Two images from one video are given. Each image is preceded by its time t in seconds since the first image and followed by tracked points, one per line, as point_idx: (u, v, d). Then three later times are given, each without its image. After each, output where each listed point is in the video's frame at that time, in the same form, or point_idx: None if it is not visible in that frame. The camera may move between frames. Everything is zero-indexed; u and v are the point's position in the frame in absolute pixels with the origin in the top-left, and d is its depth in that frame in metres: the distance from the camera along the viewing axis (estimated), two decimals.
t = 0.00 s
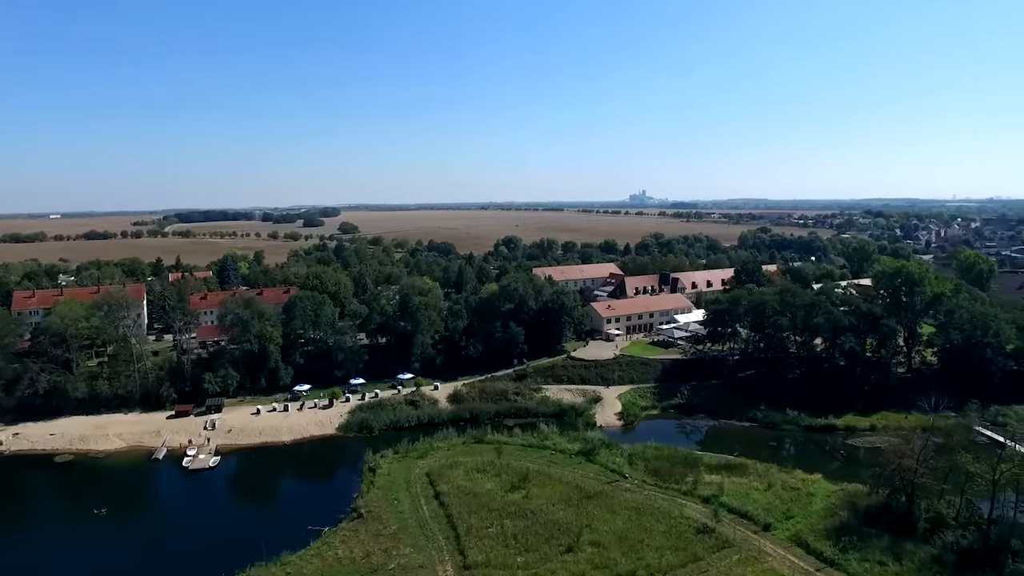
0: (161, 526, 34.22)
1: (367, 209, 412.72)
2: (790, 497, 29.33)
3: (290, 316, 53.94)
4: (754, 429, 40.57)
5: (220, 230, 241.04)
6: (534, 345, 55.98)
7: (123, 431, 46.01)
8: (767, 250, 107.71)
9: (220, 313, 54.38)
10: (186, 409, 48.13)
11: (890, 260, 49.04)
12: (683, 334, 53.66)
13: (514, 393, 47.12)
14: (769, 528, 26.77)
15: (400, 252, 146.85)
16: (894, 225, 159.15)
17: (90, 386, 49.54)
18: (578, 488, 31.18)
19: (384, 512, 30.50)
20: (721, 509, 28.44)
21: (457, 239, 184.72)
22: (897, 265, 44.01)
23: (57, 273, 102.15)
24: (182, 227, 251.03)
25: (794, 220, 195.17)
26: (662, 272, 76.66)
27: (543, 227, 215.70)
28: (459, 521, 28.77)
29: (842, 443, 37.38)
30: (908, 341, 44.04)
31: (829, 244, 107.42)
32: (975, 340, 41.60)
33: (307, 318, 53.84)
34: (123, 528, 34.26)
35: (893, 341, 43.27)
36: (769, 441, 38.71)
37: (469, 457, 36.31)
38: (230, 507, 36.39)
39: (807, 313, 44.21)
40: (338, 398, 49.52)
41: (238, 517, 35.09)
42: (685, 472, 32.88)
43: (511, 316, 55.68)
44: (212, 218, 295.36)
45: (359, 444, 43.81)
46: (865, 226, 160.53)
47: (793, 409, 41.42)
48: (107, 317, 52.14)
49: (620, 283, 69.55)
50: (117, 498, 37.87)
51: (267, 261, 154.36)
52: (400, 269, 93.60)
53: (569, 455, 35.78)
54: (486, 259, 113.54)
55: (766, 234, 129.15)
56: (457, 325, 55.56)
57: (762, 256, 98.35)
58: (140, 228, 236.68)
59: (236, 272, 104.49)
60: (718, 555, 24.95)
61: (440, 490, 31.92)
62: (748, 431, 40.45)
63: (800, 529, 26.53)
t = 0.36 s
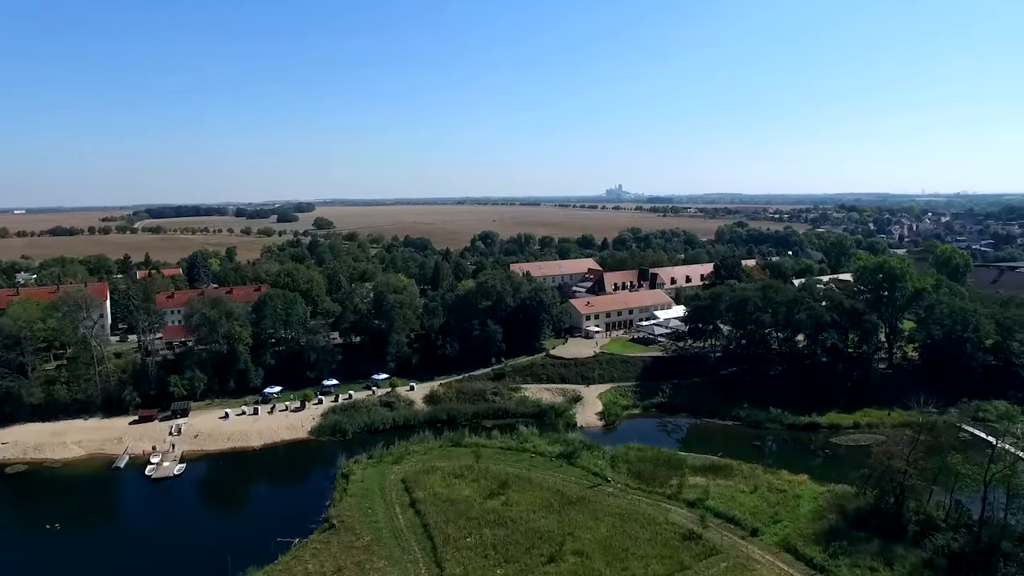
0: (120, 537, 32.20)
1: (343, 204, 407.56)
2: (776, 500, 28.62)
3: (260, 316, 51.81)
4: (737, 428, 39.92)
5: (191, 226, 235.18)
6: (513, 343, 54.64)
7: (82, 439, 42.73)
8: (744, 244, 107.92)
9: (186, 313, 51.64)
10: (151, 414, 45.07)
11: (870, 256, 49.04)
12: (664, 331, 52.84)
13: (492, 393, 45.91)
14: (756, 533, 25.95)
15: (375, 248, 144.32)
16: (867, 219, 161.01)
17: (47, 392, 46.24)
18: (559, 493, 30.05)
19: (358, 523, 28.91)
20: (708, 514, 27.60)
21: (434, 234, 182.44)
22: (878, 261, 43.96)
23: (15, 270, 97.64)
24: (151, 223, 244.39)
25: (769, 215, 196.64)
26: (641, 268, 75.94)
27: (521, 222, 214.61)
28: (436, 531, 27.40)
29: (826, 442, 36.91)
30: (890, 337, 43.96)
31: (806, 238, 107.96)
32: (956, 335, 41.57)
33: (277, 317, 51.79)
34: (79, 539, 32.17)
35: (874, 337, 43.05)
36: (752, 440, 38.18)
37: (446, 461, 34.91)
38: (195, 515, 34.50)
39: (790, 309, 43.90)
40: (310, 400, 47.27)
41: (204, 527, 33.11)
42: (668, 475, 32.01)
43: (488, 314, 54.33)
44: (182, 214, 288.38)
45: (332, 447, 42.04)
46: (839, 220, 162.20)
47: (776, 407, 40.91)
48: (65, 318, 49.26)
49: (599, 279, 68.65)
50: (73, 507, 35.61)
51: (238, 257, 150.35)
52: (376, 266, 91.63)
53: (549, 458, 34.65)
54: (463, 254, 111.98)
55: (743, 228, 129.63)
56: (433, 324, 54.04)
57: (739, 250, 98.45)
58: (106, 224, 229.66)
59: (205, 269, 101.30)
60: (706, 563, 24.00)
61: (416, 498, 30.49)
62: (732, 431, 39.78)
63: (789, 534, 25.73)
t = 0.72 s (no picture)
0: (76, 548, 30.09)
1: (320, 200, 402.11)
2: (766, 504, 27.84)
3: (231, 314, 49.27)
4: (723, 428, 39.20)
5: (162, 222, 229.28)
6: (493, 341, 53.12)
7: (40, 447, 39.59)
8: (723, 239, 108.01)
9: (153, 313, 48.42)
10: (116, 419, 41.87)
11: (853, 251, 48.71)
12: (647, 327, 51.90)
13: (472, 393, 44.62)
14: (747, 539, 25.10)
15: (352, 243, 141.72)
16: (843, 213, 162.52)
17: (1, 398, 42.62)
18: (543, 499, 28.91)
19: (332, 534, 27.22)
20: (697, 520, 26.72)
21: (412, 229, 180.03)
22: (863, 256, 43.56)
23: None
24: (120, 218, 237.66)
25: (747, 209, 197.59)
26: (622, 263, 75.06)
27: (500, 217, 213.34)
28: (415, 541, 25.94)
29: (812, 441, 36.35)
30: (874, 332, 43.59)
31: (784, 233, 108.32)
32: (939, 331, 41.34)
33: (249, 316, 49.39)
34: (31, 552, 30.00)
35: (859, 333, 42.62)
36: (737, 440, 37.52)
37: (425, 466, 33.47)
38: (160, 523, 32.54)
39: (775, 305, 43.28)
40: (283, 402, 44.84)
41: (169, 536, 31.14)
42: (654, 478, 31.13)
43: (467, 311, 52.85)
44: (153, 209, 281.40)
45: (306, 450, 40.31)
46: (816, 214, 163.50)
47: (762, 406, 40.27)
48: (22, 318, 45.11)
49: (580, 275, 67.65)
50: (27, 517, 33.26)
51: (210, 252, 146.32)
52: (352, 262, 89.84)
53: (532, 462, 33.49)
54: (441, 250, 110.41)
55: (722, 223, 129.79)
56: (410, 322, 52.41)
57: (719, 244, 98.36)
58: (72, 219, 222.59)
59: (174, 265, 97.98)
60: (697, 573, 23.00)
61: (393, 506, 28.90)
62: (718, 430, 39.06)
63: (781, 540, 24.90)
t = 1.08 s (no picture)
0: (44, 557, 28.40)
1: (308, 195, 398.37)
2: (767, 510, 26.84)
3: (212, 313, 47.33)
4: (719, 428, 38.27)
5: (146, 217, 225.43)
6: (483, 339, 51.70)
7: (9, 453, 37.20)
8: (713, 233, 107.43)
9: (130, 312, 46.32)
10: (90, 423, 39.57)
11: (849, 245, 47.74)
12: (640, 325, 50.79)
13: (461, 394, 43.32)
14: (749, 549, 24.06)
15: (339, 239, 139.65)
16: (832, 208, 162.67)
17: None
18: (536, 506, 27.75)
19: (315, 546, 25.81)
20: (697, 527, 25.66)
21: (400, 224, 178.07)
22: (861, 251, 42.56)
23: None
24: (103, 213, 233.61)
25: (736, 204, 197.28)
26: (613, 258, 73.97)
27: (488, 212, 211.99)
28: (402, 553, 24.65)
29: (811, 444, 35.51)
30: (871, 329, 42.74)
31: (774, 228, 107.88)
32: (937, 328, 40.54)
33: (230, 316, 47.48)
34: None
35: (857, 330, 41.73)
36: (734, 441, 36.60)
37: (413, 471, 32.15)
38: (135, 529, 30.92)
39: (771, 302, 42.28)
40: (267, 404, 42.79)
41: (143, 544, 29.52)
42: (651, 483, 30.09)
43: (456, 309, 51.40)
44: (136, 204, 276.97)
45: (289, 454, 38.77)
46: (805, 209, 163.56)
47: (759, 406, 39.36)
48: None
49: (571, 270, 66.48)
50: None
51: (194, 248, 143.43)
52: (339, 258, 88.23)
53: (524, 466, 32.30)
54: (430, 245, 108.95)
55: (712, 217, 129.31)
56: (398, 320, 50.91)
57: (710, 239, 97.63)
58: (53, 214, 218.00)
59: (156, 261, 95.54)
60: None
61: (380, 516, 27.50)
62: (714, 431, 38.12)
63: (784, 549, 23.89)
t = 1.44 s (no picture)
0: (14, 567, 26.93)
1: (299, 189, 395.19)
2: (772, 518, 25.81)
3: (196, 312, 45.63)
4: (719, 430, 37.28)
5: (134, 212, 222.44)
6: (476, 338, 50.35)
7: None
8: (708, 228, 106.71)
9: (110, 312, 44.57)
10: (67, 428, 37.88)
11: (849, 241, 46.87)
12: (636, 322, 49.71)
13: (454, 394, 42.10)
14: (754, 560, 23.00)
15: (331, 234, 137.96)
16: (826, 202, 162.25)
17: None
18: (532, 515, 26.59)
19: (300, 560, 24.50)
20: (700, 538, 24.56)
21: (392, 219, 176.26)
22: (862, 247, 41.66)
23: None
24: (91, 209, 230.52)
25: (729, 199, 196.80)
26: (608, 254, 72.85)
27: (483, 206, 211.34)
28: (391, 568, 23.41)
29: (812, 447, 34.58)
30: (873, 327, 41.84)
31: (769, 222, 107.25)
32: (940, 326, 39.76)
33: (215, 314, 45.77)
34: None
35: (858, 328, 40.84)
36: (734, 444, 35.62)
37: (403, 478, 30.92)
38: (113, 534, 29.49)
39: (771, 300, 41.32)
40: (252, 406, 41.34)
41: (119, 551, 28.09)
42: (650, 489, 29.02)
43: (448, 306, 49.99)
44: (125, 199, 273.62)
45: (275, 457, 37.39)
46: (798, 204, 163.11)
47: (759, 406, 38.41)
48: None
49: (565, 266, 65.30)
50: None
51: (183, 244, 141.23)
52: (330, 254, 86.68)
53: (518, 471, 31.16)
54: (421, 240, 107.49)
55: (707, 212, 128.49)
56: (388, 318, 49.52)
57: (705, 233, 96.82)
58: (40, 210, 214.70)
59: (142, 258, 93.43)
60: None
61: (368, 526, 26.23)
62: (713, 433, 37.12)
63: (792, 561, 22.84)
